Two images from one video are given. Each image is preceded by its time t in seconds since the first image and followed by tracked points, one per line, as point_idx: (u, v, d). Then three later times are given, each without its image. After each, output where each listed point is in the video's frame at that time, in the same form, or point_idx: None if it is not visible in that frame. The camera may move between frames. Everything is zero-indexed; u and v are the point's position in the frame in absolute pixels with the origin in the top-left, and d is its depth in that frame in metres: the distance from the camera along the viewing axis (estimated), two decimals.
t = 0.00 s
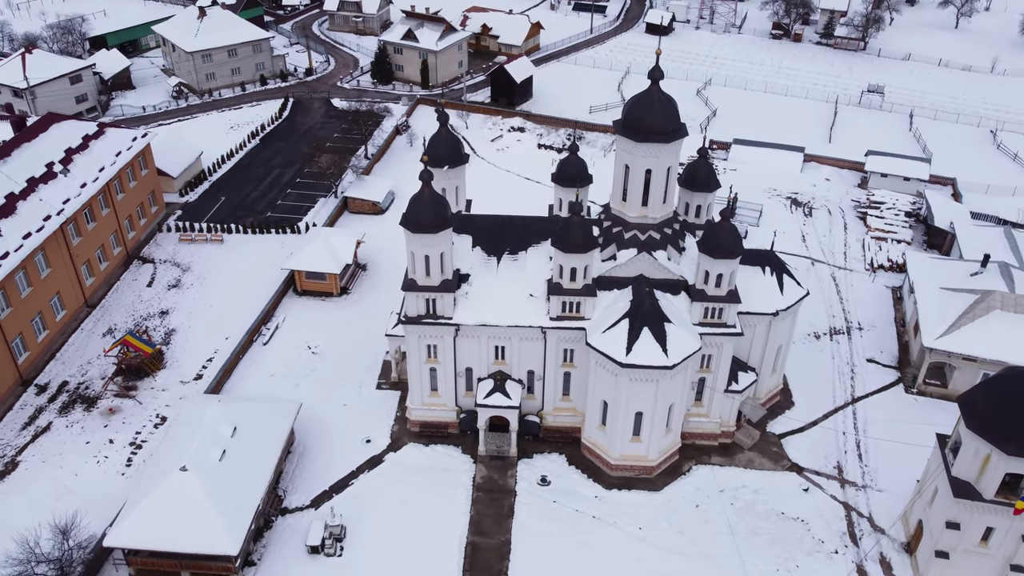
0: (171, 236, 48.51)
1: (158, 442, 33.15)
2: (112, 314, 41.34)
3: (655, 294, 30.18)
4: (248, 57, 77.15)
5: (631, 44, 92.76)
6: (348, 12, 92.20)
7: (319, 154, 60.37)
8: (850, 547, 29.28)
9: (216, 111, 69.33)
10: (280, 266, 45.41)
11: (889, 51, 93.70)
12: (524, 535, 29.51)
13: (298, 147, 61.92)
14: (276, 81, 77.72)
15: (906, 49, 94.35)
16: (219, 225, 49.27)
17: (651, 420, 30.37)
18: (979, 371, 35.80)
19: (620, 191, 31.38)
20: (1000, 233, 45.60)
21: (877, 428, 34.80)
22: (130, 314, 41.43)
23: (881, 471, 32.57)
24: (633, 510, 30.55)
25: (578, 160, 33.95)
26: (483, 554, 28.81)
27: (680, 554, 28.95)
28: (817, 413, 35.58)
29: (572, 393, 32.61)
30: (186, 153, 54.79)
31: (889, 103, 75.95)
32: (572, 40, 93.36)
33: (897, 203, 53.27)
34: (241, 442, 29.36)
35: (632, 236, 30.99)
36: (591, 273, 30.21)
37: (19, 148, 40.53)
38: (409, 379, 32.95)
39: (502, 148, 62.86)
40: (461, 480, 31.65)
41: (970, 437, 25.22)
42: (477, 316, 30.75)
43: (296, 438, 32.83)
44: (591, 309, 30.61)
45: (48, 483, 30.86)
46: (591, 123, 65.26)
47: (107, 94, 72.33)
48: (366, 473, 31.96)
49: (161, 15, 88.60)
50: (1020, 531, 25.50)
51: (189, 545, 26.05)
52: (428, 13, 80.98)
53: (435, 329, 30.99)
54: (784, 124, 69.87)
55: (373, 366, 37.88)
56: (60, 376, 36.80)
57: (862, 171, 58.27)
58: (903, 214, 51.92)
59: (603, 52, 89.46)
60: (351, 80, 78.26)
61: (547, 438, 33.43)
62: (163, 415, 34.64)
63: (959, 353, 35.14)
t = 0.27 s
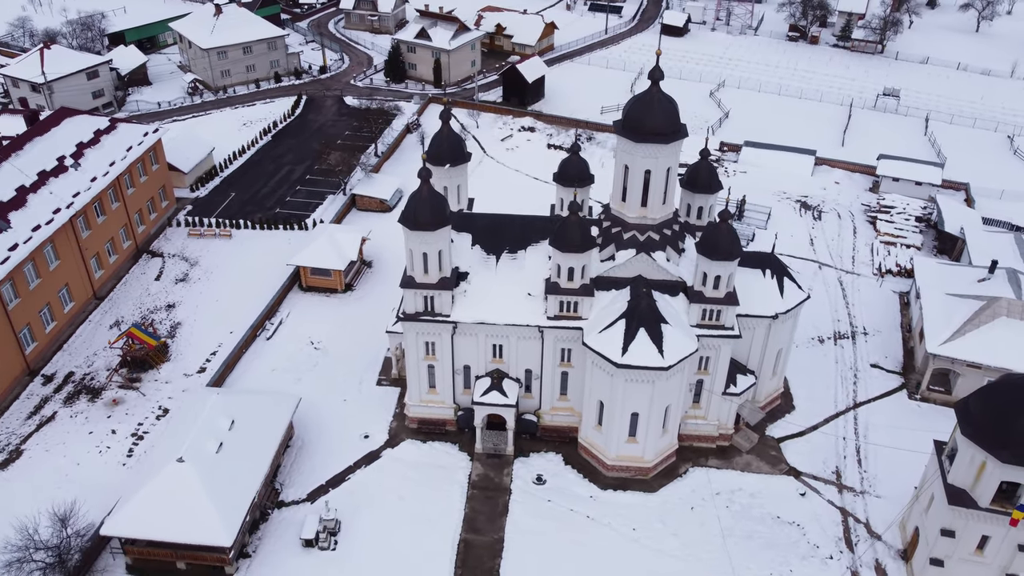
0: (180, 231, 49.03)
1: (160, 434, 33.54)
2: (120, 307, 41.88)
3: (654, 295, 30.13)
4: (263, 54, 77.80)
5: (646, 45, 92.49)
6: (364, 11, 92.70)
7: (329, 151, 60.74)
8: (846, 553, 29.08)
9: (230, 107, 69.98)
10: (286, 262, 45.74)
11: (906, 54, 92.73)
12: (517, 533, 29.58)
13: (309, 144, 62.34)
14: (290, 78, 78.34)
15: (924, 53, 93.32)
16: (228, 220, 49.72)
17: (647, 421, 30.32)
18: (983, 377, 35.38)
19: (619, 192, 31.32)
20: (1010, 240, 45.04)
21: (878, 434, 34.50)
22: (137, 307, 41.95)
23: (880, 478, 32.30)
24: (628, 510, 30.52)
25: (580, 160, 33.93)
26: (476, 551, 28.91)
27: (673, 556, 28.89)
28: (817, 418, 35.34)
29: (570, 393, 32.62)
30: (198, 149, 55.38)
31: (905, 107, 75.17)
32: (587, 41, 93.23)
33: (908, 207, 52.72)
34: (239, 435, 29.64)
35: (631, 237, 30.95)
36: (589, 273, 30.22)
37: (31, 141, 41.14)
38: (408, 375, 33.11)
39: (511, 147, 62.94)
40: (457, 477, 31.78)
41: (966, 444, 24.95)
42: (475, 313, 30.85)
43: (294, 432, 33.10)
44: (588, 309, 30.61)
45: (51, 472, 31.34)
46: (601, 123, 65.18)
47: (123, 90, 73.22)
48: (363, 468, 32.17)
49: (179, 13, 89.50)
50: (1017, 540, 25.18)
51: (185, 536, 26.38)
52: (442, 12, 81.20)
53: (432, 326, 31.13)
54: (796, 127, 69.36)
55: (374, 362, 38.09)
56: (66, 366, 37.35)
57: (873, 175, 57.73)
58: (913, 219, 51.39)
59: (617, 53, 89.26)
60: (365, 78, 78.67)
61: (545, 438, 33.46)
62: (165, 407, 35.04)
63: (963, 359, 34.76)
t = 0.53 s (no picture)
0: (190, 226, 49.54)
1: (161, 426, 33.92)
2: (127, 300, 42.42)
3: (651, 296, 30.07)
4: (278, 52, 78.43)
5: (661, 46, 92.16)
6: (380, 10, 93.13)
7: (340, 149, 61.12)
8: (841, 559, 28.86)
9: (244, 104, 70.61)
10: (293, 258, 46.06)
11: (925, 58, 91.73)
12: (510, 532, 29.63)
13: (320, 141, 62.77)
14: (304, 77, 78.93)
15: (943, 57, 92.24)
16: (237, 216, 50.16)
17: (643, 423, 30.26)
18: (987, 385, 34.96)
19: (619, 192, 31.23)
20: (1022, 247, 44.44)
21: (879, 440, 34.19)
22: (144, 300, 42.46)
23: (879, 484, 32.01)
24: (622, 511, 30.48)
25: (582, 160, 33.91)
26: (468, 548, 29.00)
27: (666, 558, 28.83)
28: (818, 423, 35.08)
29: (567, 392, 32.62)
30: (210, 145, 55.95)
31: (921, 111, 74.37)
32: (601, 41, 93.05)
33: (919, 212, 52.17)
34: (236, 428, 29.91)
35: (630, 237, 30.89)
36: (586, 273, 30.21)
37: (43, 136, 41.77)
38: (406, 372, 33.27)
39: (521, 147, 63.02)
40: (453, 474, 31.90)
41: (962, 451, 24.70)
42: (473, 311, 30.94)
43: (293, 427, 33.38)
44: (586, 309, 30.59)
45: (54, 461, 31.82)
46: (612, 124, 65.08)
47: (140, 86, 74.10)
48: (360, 464, 32.36)
49: (197, 10, 90.39)
50: (1012, 549, 24.90)
51: (180, 527, 26.72)
52: (456, 12, 81.42)
53: (431, 323, 31.27)
54: (809, 130, 68.83)
55: (375, 359, 38.28)
56: (73, 357, 37.90)
57: (885, 179, 57.20)
58: (924, 224, 50.84)
59: (632, 53, 89.00)
60: (379, 77, 79.07)
61: (542, 437, 33.48)
62: (168, 399, 35.43)
63: (967, 367, 34.38)
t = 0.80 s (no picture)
0: (199, 221, 50.06)
1: (163, 418, 34.32)
2: (135, 293, 42.99)
3: (649, 297, 30.01)
4: (293, 50, 79.03)
5: (676, 47, 91.77)
6: (396, 9, 93.53)
7: (350, 146, 61.49)
8: (835, 565, 28.65)
9: (258, 101, 71.21)
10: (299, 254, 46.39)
11: (944, 62, 90.62)
12: (504, 530, 29.67)
13: (331, 139, 63.16)
14: (319, 75, 79.46)
15: (963, 61, 91.06)
16: (246, 212, 50.59)
17: (639, 424, 30.19)
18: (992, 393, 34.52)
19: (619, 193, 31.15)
20: None
21: (880, 446, 33.88)
22: (152, 294, 43.01)
23: (878, 491, 31.72)
24: (617, 512, 30.42)
25: (584, 160, 33.87)
26: (462, 546, 29.08)
27: (659, 560, 28.74)
28: (818, 428, 34.81)
29: (565, 392, 32.62)
30: (222, 141, 56.52)
31: (937, 116, 73.50)
32: (616, 42, 92.81)
33: (931, 217, 51.56)
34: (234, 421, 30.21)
35: (629, 238, 30.85)
36: (584, 273, 30.20)
37: (56, 130, 42.42)
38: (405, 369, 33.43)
39: (531, 147, 63.06)
40: (449, 472, 32.00)
41: (957, 458, 24.39)
42: (472, 309, 31.02)
43: (292, 421, 33.64)
44: (583, 309, 30.58)
45: (57, 450, 32.33)
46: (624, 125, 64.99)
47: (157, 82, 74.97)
48: (357, 459, 32.56)
49: (215, 8, 91.22)
50: (1008, 559, 24.59)
51: (175, 518, 27.03)
52: (470, 11, 81.60)
53: (429, 320, 31.39)
54: (823, 134, 68.26)
55: (377, 355, 38.48)
56: (80, 349, 38.48)
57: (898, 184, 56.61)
58: (935, 229, 50.27)
59: (647, 54, 88.66)
60: (392, 75, 79.42)
61: (539, 436, 33.51)
62: (171, 391, 35.85)
63: (971, 374, 34.00)
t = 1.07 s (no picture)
0: (209, 216, 50.56)
1: (165, 410, 34.72)
2: (143, 287, 43.52)
3: (647, 298, 29.94)
4: (308, 48, 79.57)
5: (691, 49, 91.35)
6: (412, 8, 93.89)
7: (361, 144, 61.83)
8: (829, 571, 28.44)
9: (272, 99, 71.79)
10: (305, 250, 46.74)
11: (963, 66, 89.43)
12: (497, 528, 29.73)
13: (343, 137, 63.55)
14: (333, 73, 79.92)
15: (983, 65, 89.82)
16: (255, 208, 51.03)
17: (634, 425, 30.14)
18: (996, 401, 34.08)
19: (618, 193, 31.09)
20: None
21: (880, 452, 33.58)
22: (159, 287, 43.51)
23: (876, 497, 31.44)
24: (611, 513, 30.39)
25: (585, 160, 33.81)
26: (454, 543, 29.16)
27: (652, 562, 28.67)
28: (818, 433, 34.55)
29: (562, 392, 32.62)
30: (233, 138, 57.06)
31: (954, 120, 72.59)
32: (631, 43, 92.53)
33: (942, 222, 50.99)
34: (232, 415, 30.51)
35: (628, 239, 30.78)
36: (582, 273, 30.20)
37: (68, 125, 43.03)
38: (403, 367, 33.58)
39: (541, 147, 63.07)
40: (445, 469, 32.12)
41: (952, 467, 24.12)
42: (469, 308, 31.11)
43: (291, 416, 33.90)
44: (580, 309, 30.56)
45: (60, 439, 32.83)
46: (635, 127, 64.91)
47: (173, 79, 75.77)
48: (354, 455, 32.75)
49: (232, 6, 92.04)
50: (1002, 569, 24.29)
51: (171, 509, 27.35)
52: (484, 11, 81.73)
53: (427, 318, 31.51)
54: (836, 137, 67.65)
55: (378, 353, 38.67)
56: (87, 341, 39.03)
57: (910, 188, 56.03)
58: (946, 234, 49.69)
59: (661, 56, 88.32)
60: (406, 74, 79.73)
61: (536, 435, 33.52)
62: (174, 384, 36.27)
63: (975, 381, 33.58)
